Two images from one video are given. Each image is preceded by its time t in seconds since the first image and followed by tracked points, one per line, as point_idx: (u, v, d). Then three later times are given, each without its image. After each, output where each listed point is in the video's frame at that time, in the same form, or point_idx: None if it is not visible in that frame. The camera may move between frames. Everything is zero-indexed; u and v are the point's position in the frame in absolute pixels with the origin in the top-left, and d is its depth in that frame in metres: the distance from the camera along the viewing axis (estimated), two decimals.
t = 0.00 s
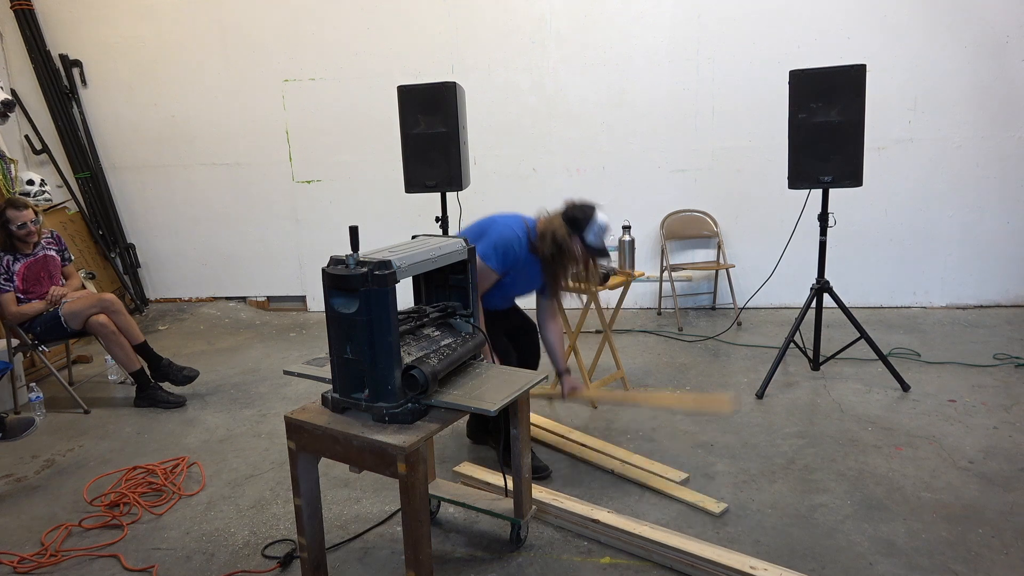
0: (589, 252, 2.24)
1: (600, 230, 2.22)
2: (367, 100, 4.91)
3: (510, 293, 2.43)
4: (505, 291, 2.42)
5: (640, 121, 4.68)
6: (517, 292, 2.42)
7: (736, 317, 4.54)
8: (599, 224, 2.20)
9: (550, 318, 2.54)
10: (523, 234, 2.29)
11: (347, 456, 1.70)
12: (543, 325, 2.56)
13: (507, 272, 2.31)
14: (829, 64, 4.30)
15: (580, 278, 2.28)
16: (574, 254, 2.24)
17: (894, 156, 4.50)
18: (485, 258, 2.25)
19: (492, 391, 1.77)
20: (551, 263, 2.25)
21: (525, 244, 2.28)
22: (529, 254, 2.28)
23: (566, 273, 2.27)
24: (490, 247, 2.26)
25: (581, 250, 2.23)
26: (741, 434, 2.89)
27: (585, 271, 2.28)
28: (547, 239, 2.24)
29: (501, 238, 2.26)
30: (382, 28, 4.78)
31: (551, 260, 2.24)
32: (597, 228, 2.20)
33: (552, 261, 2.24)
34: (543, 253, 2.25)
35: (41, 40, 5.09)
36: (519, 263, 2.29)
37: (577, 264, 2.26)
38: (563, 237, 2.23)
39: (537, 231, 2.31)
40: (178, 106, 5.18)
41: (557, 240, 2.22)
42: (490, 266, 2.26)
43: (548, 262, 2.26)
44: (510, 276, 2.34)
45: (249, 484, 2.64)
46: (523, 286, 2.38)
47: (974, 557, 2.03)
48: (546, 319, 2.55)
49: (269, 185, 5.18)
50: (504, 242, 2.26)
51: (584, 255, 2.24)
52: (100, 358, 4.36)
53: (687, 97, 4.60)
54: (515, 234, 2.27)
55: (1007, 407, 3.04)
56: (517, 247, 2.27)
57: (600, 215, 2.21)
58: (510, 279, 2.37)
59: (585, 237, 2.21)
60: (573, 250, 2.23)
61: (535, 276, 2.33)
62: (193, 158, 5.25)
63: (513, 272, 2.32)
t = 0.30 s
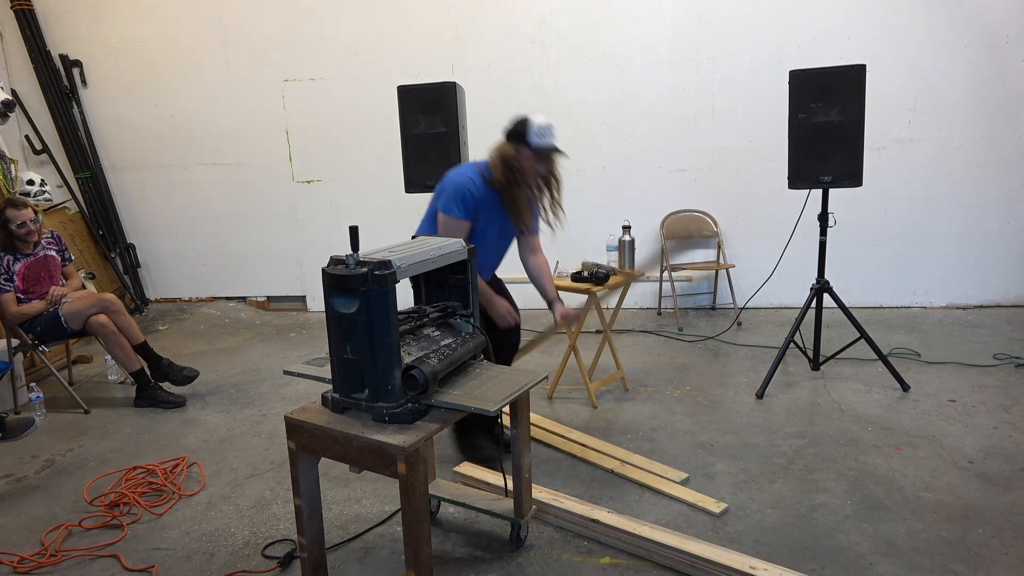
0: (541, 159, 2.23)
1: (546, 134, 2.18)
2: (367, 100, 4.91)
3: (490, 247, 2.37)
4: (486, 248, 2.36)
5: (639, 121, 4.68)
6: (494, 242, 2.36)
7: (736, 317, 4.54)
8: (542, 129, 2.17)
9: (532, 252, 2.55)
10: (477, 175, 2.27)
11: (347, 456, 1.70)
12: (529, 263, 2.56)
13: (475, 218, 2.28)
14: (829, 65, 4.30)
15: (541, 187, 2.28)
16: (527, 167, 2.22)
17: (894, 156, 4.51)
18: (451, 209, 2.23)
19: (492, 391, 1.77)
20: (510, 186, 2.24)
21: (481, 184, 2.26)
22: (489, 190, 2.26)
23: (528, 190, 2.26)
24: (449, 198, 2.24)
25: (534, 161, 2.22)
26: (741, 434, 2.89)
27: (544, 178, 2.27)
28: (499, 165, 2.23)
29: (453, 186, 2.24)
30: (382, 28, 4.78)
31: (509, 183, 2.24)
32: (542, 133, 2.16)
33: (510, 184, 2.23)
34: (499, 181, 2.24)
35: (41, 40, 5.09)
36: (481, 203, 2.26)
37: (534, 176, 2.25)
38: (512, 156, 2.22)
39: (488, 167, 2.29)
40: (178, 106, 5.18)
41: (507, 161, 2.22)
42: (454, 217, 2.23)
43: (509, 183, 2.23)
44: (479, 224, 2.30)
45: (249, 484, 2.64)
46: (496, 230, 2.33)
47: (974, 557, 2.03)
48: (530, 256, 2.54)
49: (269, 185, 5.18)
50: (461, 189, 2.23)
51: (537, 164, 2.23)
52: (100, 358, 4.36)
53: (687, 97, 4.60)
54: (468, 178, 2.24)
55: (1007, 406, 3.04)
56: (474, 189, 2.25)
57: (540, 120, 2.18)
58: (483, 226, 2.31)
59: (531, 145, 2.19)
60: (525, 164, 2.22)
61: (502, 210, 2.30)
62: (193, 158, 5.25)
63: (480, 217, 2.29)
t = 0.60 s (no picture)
0: (470, 114, 2.26)
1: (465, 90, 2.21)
2: (367, 100, 4.91)
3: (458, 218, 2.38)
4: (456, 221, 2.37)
5: (639, 121, 4.68)
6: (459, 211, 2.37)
7: (736, 317, 4.54)
8: (457, 85, 2.20)
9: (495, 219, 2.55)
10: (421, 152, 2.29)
11: (347, 457, 1.70)
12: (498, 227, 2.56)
13: (434, 194, 2.29)
14: (829, 65, 4.30)
15: (477, 142, 2.31)
16: (459, 126, 2.25)
17: (894, 156, 4.51)
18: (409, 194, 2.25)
19: (492, 391, 1.77)
20: (452, 149, 2.27)
21: (427, 159, 2.27)
22: (436, 163, 2.28)
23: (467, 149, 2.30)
24: (402, 185, 2.26)
25: (464, 119, 2.25)
26: (741, 434, 2.89)
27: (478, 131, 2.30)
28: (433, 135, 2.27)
29: (400, 172, 2.26)
30: (382, 28, 4.78)
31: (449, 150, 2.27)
32: (460, 90, 2.19)
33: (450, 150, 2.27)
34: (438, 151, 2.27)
35: (41, 40, 5.09)
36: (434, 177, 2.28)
37: (468, 133, 2.28)
38: (442, 122, 2.25)
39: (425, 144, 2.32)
40: (178, 106, 5.18)
41: (440, 128, 2.26)
42: (414, 199, 2.25)
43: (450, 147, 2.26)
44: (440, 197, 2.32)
45: (249, 485, 2.64)
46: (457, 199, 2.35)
47: (974, 557, 2.03)
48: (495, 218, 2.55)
49: (269, 185, 5.18)
50: (410, 171, 2.26)
51: (469, 120, 2.26)
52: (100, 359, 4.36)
53: (687, 97, 4.60)
54: (412, 157, 2.26)
55: (1007, 407, 3.04)
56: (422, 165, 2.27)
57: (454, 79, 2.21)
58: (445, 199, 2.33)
59: (455, 104, 2.22)
60: (456, 125, 2.25)
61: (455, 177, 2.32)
62: (193, 158, 5.25)
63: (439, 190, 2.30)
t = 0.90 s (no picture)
0: (396, 96, 2.16)
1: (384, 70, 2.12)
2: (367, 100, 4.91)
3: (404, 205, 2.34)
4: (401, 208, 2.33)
5: (639, 121, 4.68)
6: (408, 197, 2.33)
7: (736, 317, 4.54)
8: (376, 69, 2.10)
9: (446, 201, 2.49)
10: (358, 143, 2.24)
11: (347, 456, 1.70)
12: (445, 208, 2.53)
13: (377, 184, 2.25)
14: (829, 65, 4.30)
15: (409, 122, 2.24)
16: (386, 110, 2.17)
17: (894, 156, 4.50)
18: (353, 189, 2.22)
19: (492, 391, 1.77)
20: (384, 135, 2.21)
21: (363, 149, 2.22)
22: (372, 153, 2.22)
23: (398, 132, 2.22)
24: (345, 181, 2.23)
25: (390, 103, 2.15)
26: (741, 435, 2.89)
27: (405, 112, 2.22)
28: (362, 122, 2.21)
29: (341, 168, 2.22)
30: (382, 27, 4.78)
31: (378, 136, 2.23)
32: (380, 73, 2.09)
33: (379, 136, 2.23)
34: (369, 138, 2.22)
35: (41, 40, 5.09)
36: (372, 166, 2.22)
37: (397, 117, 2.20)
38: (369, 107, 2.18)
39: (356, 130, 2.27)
40: (178, 106, 5.18)
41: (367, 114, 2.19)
42: (357, 191, 2.22)
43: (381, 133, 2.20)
44: (385, 186, 2.27)
45: (249, 484, 2.64)
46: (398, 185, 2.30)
47: (974, 557, 2.03)
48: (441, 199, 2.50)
49: (269, 185, 5.18)
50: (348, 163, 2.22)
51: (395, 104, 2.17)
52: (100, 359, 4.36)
53: (687, 97, 4.60)
54: (349, 151, 2.22)
55: (1007, 407, 3.04)
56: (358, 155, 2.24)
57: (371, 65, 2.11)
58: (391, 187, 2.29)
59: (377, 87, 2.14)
60: (383, 110, 2.17)
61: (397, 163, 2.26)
62: (193, 158, 5.26)
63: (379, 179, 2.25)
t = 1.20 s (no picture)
0: (354, 89, 2.12)
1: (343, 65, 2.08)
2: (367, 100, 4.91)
3: (374, 201, 2.30)
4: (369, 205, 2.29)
5: (639, 121, 4.68)
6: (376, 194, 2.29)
7: (737, 317, 4.54)
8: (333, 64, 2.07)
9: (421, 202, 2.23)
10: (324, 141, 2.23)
11: (347, 457, 1.69)
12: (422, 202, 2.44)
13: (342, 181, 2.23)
14: (829, 65, 4.30)
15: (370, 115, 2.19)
16: (344, 105, 2.14)
17: (894, 156, 4.51)
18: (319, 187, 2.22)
19: (492, 391, 1.77)
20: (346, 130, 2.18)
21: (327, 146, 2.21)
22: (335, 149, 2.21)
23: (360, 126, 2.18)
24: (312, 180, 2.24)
25: (347, 96, 2.12)
26: (741, 435, 2.89)
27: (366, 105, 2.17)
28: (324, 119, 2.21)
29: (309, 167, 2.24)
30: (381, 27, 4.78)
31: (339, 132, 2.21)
32: (334, 66, 2.05)
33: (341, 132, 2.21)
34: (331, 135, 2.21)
35: (40, 40, 5.08)
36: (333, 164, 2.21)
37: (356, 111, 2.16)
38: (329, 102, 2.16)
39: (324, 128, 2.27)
40: (178, 106, 5.18)
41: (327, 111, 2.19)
42: (321, 190, 2.23)
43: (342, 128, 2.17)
44: (350, 184, 2.25)
45: (249, 484, 2.64)
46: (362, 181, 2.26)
47: (974, 556, 2.03)
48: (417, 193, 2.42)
49: (269, 185, 5.18)
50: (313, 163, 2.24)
51: (352, 98, 2.13)
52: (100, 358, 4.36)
53: (687, 97, 4.60)
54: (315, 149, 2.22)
55: (1007, 406, 3.04)
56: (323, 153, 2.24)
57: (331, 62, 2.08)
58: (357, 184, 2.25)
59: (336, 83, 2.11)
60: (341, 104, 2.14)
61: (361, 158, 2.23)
62: (193, 158, 5.26)
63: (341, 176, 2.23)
